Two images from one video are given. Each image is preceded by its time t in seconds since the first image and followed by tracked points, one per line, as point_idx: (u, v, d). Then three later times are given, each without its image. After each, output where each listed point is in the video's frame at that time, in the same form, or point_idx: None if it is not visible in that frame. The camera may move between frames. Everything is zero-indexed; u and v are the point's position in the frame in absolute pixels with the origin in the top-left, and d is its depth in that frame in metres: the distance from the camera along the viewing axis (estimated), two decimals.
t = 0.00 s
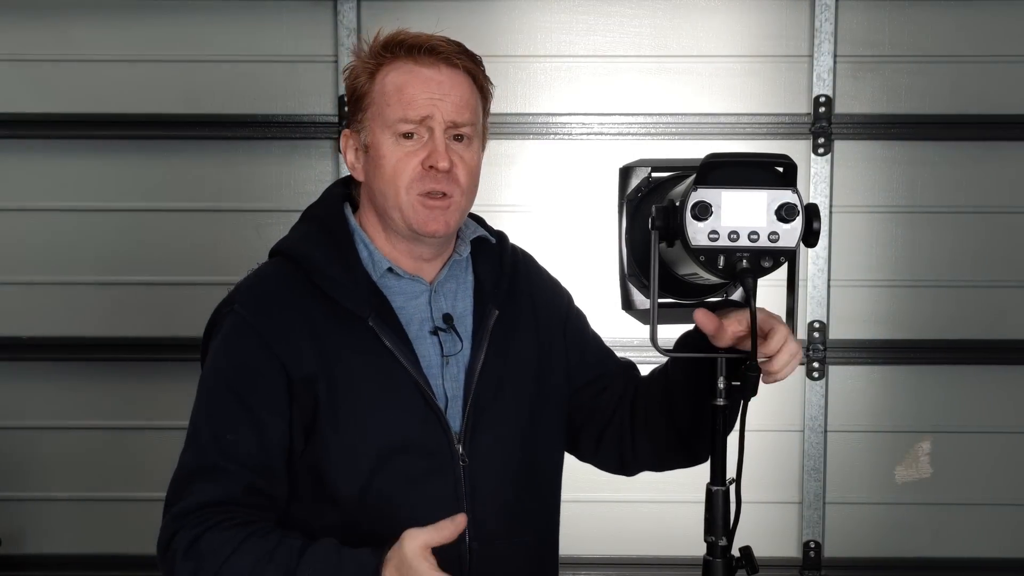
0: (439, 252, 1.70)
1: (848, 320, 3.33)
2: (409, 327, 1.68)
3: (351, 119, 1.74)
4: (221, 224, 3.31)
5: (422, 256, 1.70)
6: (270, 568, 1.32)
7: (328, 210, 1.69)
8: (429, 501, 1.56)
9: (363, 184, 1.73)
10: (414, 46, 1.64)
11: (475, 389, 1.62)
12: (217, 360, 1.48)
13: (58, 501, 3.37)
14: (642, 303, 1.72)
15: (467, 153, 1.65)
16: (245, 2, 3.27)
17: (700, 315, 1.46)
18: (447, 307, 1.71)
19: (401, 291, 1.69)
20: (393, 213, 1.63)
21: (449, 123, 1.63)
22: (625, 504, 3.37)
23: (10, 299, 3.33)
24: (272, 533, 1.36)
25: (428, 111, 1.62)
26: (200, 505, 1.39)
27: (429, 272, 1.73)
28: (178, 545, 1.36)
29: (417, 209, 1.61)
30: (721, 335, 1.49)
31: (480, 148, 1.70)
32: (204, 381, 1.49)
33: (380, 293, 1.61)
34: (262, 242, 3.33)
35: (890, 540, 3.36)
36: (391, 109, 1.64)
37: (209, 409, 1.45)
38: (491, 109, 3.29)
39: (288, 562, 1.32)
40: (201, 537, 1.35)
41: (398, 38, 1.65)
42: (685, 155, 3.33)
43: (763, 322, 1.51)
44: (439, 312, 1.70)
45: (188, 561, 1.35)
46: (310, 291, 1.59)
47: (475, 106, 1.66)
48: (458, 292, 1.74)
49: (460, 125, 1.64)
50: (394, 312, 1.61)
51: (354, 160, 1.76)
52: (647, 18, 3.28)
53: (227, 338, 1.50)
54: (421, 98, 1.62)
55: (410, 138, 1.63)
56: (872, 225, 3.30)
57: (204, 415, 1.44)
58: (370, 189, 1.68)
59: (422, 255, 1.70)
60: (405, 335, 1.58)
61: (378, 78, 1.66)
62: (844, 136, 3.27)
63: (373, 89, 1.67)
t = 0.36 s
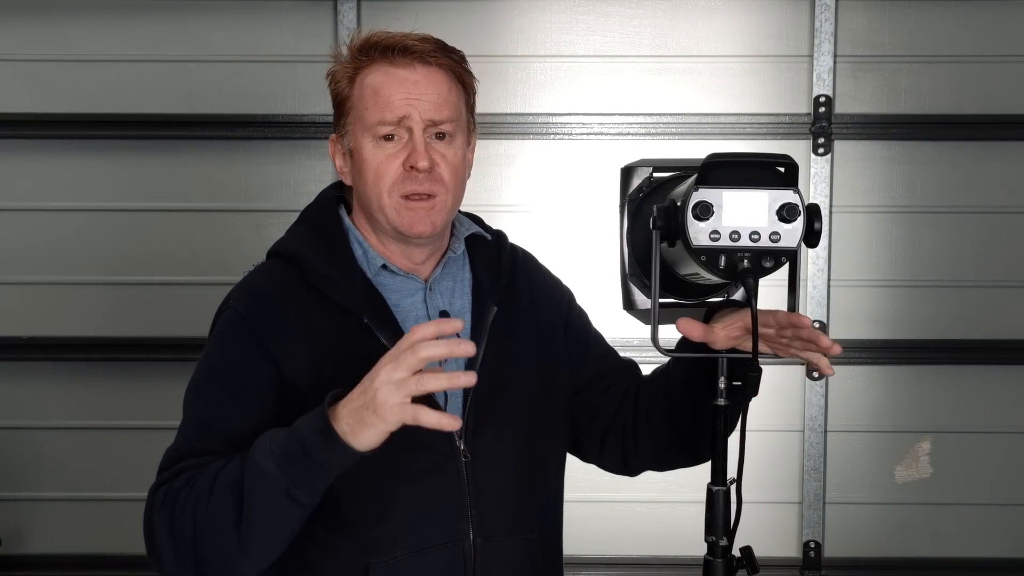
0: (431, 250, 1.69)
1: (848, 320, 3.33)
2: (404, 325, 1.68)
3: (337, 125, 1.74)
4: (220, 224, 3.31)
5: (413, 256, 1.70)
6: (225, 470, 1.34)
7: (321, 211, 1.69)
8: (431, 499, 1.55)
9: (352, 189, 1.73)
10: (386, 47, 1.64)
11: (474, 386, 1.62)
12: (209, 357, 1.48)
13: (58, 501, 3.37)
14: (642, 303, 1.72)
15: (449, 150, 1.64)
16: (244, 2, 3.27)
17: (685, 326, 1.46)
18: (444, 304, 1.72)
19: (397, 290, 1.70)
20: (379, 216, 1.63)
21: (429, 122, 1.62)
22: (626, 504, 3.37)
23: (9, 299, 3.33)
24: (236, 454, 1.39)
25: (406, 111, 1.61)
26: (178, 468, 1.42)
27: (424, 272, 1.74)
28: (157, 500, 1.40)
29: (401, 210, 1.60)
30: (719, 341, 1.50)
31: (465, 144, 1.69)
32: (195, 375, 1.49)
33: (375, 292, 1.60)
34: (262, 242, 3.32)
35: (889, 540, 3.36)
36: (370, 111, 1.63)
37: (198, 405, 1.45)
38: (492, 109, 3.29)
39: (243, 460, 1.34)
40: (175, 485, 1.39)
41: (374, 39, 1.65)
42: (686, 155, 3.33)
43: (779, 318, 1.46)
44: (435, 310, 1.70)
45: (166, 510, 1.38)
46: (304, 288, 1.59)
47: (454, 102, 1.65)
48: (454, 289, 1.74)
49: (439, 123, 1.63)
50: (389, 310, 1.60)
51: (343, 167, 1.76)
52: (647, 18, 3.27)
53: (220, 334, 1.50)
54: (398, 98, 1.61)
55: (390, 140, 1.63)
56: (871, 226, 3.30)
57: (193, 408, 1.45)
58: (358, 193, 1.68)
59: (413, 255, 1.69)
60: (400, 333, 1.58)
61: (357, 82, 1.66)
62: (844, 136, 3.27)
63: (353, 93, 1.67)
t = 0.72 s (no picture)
0: (435, 254, 1.69)
1: (848, 320, 3.33)
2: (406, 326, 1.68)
3: (354, 119, 1.73)
4: (220, 224, 3.32)
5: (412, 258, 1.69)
6: (208, 460, 1.35)
7: (318, 211, 1.69)
8: (430, 501, 1.55)
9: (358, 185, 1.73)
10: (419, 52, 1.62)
11: (474, 387, 1.62)
12: (206, 359, 1.47)
13: (58, 501, 3.37)
14: (642, 303, 1.72)
15: (463, 164, 1.64)
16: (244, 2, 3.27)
17: (676, 328, 1.43)
18: (443, 305, 1.73)
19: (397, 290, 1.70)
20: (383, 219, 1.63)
21: (448, 134, 1.61)
22: (626, 504, 3.37)
23: (9, 299, 3.33)
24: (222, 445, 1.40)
25: (427, 120, 1.60)
26: (171, 463, 1.42)
27: (424, 273, 1.74)
28: (151, 499, 1.41)
29: (406, 219, 1.60)
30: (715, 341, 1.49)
31: (479, 159, 1.68)
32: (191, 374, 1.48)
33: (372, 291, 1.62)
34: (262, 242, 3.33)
35: (889, 541, 3.36)
36: (391, 115, 1.62)
37: (193, 405, 1.44)
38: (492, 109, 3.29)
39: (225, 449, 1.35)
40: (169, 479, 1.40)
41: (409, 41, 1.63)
42: (686, 155, 3.33)
43: (771, 316, 1.48)
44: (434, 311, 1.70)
45: (159, 506, 1.39)
46: (302, 289, 1.59)
47: (477, 117, 1.65)
48: (454, 289, 1.75)
49: (458, 137, 1.62)
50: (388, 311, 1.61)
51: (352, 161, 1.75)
52: (647, 18, 3.28)
53: (217, 334, 1.49)
54: (423, 106, 1.60)
55: (407, 146, 1.62)
56: (871, 226, 3.30)
57: (186, 408, 1.44)
58: (365, 193, 1.68)
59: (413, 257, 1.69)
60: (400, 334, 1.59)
61: (383, 82, 1.65)
62: (844, 136, 3.27)
63: (376, 92, 1.66)
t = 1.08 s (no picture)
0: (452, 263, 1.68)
1: (848, 321, 3.33)
2: (412, 332, 1.68)
3: (381, 118, 1.72)
4: (221, 224, 3.32)
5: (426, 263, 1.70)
6: (222, 527, 1.31)
7: (332, 209, 1.69)
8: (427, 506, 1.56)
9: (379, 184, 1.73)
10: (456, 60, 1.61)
11: (477, 395, 1.62)
12: (216, 366, 1.48)
13: (58, 501, 3.37)
14: (642, 302, 1.72)
15: (492, 174, 1.64)
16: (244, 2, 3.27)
17: (677, 320, 1.45)
18: (451, 312, 1.72)
19: (406, 296, 1.70)
20: (407, 225, 1.63)
21: (480, 144, 1.61)
22: (626, 504, 3.37)
23: (9, 299, 3.33)
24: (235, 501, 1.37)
25: (461, 129, 1.60)
26: (181, 490, 1.40)
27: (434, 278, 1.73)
28: (162, 530, 1.39)
29: (433, 227, 1.61)
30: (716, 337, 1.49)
31: (504, 168, 1.69)
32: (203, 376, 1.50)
33: (383, 296, 1.60)
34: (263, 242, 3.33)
35: (889, 540, 3.36)
36: (423, 120, 1.61)
37: (205, 408, 1.45)
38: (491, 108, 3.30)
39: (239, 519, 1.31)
40: (179, 520, 1.37)
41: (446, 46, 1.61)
42: (685, 155, 3.33)
43: (775, 312, 1.46)
44: (443, 318, 1.70)
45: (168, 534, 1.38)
46: (311, 290, 1.59)
47: (508, 128, 1.65)
48: (462, 296, 1.74)
49: (490, 147, 1.62)
50: (395, 316, 1.60)
51: (374, 158, 1.74)
52: (647, 18, 3.28)
53: (228, 335, 1.51)
54: (457, 114, 1.59)
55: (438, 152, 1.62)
56: (872, 226, 3.30)
57: (198, 411, 1.45)
58: (387, 195, 1.67)
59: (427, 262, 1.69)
60: (407, 342, 1.58)
61: (416, 85, 1.64)
62: (844, 136, 3.27)
63: (407, 94, 1.65)
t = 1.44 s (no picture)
0: (453, 256, 1.68)
1: (848, 320, 3.33)
2: (412, 332, 1.67)
3: (368, 123, 1.74)
4: (220, 224, 3.32)
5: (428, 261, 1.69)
6: (215, 517, 1.32)
7: (332, 209, 1.69)
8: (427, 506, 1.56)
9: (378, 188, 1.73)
10: (434, 49, 1.64)
11: (477, 395, 1.62)
12: (215, 366, 1.48)
13: (58, 501, 3.37)
14: (642, 302, 1.72)
15: (487, 158, 1.65)
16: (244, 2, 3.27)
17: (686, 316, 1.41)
18: (451, 311, 1.71)
19: (406, 296, 1.69)
20: (409, 219, 1.63)
21: (472, 128, 1.63)
22: (627, 503, 3.37)
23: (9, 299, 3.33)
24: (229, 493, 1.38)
25: (451, 113, 1.61)
26: (178, 488, 1.41)
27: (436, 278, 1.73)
28: (158, 524, 1.41)
29: (435, 216, 1.60)
30: (720, 334, 1.48)
31: (498, 153, 1.70)
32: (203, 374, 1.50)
33: (383, 295, 1.60)
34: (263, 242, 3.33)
35: (888, 540, 3.36)
36: (412, 112, 1.63)
37: (202, 406, 1.46)
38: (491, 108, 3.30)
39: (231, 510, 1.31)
40: (174, 518, 1.38)
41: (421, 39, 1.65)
42: (685, 155, 3.33)
43: (783, 307, 1.45)
44: (443, 317, 1.70)
45: (164, 531, 1.39)
46: (310, 290, 1.58)
47: (496, 110, 1.67)
48: (462, 295, 1.74)
49: (481, 128, 1.63)
50: (395, 316, 1.60)
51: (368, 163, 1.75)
52: (647, 18, 3.28)
53: (226, 334, 1.51)
54: (443, 100, 1.61)
55: (431, 142, 1.63)
56: (872, 227, 3.30)
57: (196, 409, 1.46)
58: (385, 194, 1.68)
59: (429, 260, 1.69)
60: (407, 342, 1.57)
61: (398, 82, 1.67)
62: (844, 136, 3.27)
63: (392, 92, 1.67)
